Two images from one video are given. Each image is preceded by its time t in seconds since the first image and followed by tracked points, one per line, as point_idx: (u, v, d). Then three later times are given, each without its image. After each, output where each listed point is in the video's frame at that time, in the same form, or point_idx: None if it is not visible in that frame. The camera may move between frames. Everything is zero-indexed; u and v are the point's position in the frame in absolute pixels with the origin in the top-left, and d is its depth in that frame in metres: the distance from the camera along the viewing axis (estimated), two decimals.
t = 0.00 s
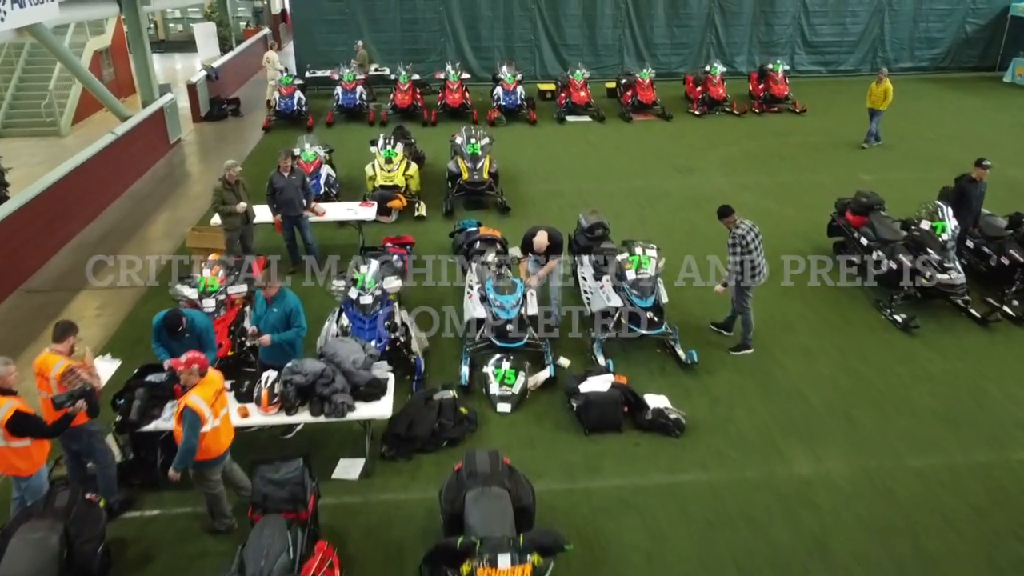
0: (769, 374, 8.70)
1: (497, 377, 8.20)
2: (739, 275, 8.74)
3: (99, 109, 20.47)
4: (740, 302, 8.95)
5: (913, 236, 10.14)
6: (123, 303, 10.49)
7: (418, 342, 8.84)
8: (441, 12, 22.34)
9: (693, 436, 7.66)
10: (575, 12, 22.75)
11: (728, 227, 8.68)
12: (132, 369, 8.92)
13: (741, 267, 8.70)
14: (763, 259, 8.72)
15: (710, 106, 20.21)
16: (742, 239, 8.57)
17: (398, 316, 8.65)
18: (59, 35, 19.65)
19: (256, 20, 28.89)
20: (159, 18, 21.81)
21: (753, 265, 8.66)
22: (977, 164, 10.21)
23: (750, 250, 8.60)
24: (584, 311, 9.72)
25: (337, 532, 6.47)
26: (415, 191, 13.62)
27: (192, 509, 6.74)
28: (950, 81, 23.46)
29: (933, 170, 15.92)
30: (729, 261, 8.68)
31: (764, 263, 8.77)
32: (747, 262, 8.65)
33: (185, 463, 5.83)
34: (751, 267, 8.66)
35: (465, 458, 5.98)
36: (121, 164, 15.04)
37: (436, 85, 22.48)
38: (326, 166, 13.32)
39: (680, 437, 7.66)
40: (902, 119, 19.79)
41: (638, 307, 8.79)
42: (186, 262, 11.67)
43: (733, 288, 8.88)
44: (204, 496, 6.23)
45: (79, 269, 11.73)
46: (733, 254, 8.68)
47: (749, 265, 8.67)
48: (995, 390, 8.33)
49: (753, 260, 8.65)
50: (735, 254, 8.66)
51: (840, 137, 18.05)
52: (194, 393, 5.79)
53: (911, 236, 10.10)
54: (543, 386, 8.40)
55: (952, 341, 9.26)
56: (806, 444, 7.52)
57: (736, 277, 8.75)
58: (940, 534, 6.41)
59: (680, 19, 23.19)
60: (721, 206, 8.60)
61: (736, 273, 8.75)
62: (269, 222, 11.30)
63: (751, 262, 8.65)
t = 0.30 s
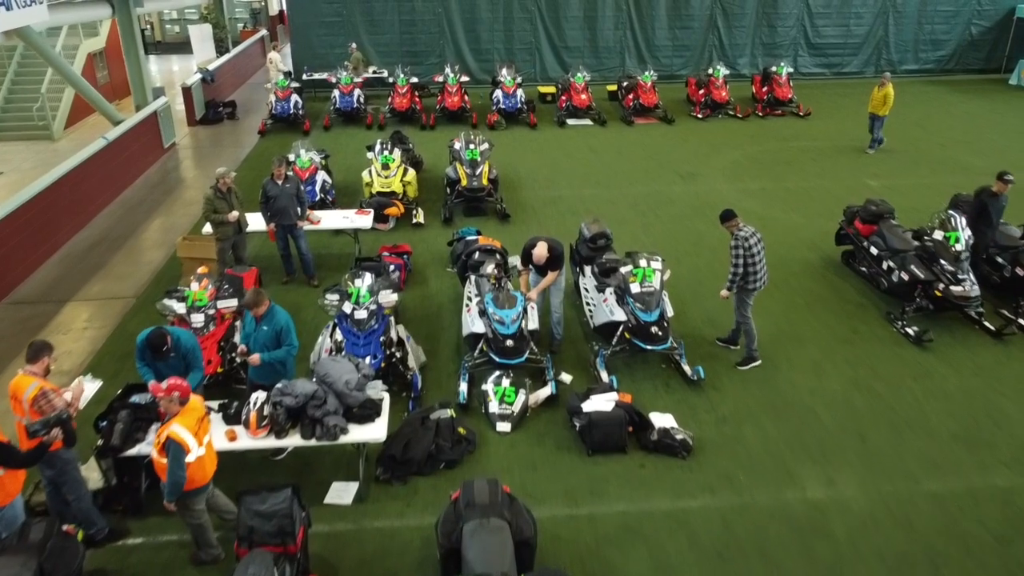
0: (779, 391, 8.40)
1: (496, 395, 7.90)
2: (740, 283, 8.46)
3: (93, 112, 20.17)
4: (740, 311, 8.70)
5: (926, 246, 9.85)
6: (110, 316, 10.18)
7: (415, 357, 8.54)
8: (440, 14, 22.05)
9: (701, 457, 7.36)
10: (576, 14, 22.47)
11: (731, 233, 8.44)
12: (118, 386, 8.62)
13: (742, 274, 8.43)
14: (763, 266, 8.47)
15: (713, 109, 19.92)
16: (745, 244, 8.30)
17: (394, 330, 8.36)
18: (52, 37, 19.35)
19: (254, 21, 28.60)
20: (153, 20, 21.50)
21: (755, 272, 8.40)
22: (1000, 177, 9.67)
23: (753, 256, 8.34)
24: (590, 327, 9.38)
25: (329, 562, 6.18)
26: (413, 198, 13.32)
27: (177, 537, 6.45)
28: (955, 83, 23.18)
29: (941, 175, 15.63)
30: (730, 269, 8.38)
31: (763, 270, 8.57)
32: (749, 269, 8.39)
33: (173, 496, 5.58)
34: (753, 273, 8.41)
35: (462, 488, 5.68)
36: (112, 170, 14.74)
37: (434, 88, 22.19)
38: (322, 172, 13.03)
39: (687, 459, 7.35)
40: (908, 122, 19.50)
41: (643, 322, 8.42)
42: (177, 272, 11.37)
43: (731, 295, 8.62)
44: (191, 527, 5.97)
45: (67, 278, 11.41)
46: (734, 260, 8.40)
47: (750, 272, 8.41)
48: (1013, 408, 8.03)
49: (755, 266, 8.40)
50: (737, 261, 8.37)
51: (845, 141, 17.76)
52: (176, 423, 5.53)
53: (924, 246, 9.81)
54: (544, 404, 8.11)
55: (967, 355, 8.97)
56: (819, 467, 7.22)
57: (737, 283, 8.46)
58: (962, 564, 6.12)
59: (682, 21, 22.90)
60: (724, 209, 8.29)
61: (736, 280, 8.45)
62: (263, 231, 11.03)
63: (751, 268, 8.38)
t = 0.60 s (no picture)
0: (788, 407, 8.11)
1: (495, 414, 7.62)
2: (741, 289, 8.18)
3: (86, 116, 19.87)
4: (738, 318, 8.44)
5: (940, 257, 9.55)
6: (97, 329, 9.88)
7: (411, 371, 8.28)
8: (439, 15, 21.75)
9: (708, 480, 7.07)
10: (577, 15, 22.18)
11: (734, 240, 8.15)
12: (104, 402, 8.33)
13: (746, 281, 8.14)
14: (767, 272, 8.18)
15: (715, 112, 19.62)
16: (749, 251, 8.01)
17: (391, 345, 8.07)
18: (44, 40, 19.07)
19: (251, 22, 28.33)
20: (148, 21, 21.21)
21: (759, 279, 8.10)
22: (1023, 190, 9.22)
23: (758, 263, 8.05)
24: (592, 340, 9.12)
25: None
26: (411, 204, 13.03)
27: (161, 567, 6.18)
28: (961, 86, 22.89)
29: (949, 180, 15.34)
30: (735, 276, 8.09)
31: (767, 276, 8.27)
32: (753, 276, 8.09)
33: (156, 527, 5.32)
34: (756, 280, 8.11)
35: (460, 519, 5.37)
36: (103, 175, 14.44)
37: (433, 90, 21.91)
38: (317, 178, 12.73)
39: (694, 481, 7.06)
40: (914, 125, 19.21)
41: (647, 337, 8.11)
42: (168, 282, 11.08)
43: (732, 300, 8.36)
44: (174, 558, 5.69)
45: (55, 288, 11.11)
46: (738, 268, 8.12)
47: (754, 279, 8.10)
48: None
49: (759, 273, 8.10)
50: (741, 268, 8.07)
51: (850, 145, 17.47)
52: (157, 452, 5.29)
53: (937, 256, 9.49)
54: (545, 422, 7.84)
55: (982, 370, 8.68)
56: (831, 490, 6.93)
57: (739, 290, 8.19)
58: None
59: (684, 22, 22.59)
60: (726, 215, 7.99)
61: (737, 286, 8.19)
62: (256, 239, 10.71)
63: (756, 274, 8.08)
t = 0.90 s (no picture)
0: (798, 426, 7.82)
1: (494, 433, 7.33)
2: (745, 300, 7.87)
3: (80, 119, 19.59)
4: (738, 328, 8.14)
5: (954, 268, 9.26)
6: (85, 343, 9.59)
7: (407, 388, 8.00)
8: (437, 17, 21.46)
9: (716, 504, 6.79)
10: (577, 17, 21.89)
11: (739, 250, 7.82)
12: (90, 420, 8.05)
13: (751, 293, 7.82)
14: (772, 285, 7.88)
15: (718, 115, 19.34)
16: (754, 262, 7.70)
17: (386, 360, 7.77)
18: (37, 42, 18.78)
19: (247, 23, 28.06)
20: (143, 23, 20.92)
21: (764, 291, 7.79)
22: None
23: (764, 274, 7.73)
24: (594, 353, 8.84)
25: None
26: (408, 211, 12.74)
27: None
28: (966, 88, 22.60)
29: (957, 186, 15.06)
30: (739, 288, 7.78)
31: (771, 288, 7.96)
32: (759, 289, 7.77)
33: (134, 563, 5.06)
34: (761, 292, 7.79)
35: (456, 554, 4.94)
36: (94, 181, 14.14)
37: (431, 93, 21.62)
38: (312, 184, 12.45)
39: (701, 505, 6.77)
40: (920, 129, 18.92)
41: (651, 353, 7.82)
42: (159, 292, 10.80)
43: (735, 311, 8.05)
44: None
45: (42, 298, 10.83)
46: (742, 279, 7.81)
47: (759, 291, 7.78)
48: None
49: (765, 285, 7.79)
50: (746, 281, 7.76)
51: (855, 149, 17.19)
52: (134, 483, 5.00)
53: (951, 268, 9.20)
54: (545, 441, 7.55)
55: (998, 386, 8.39)
56: (845, 515, 6.65)
57: (742, 301, 7.88)
58: None
59: (686, 24, 22.31)
60: (729, 225, 7.68)
61: (740, 297, 7.88)
62: (248, 248, 10.46)
63: (761, 285, 7.76)
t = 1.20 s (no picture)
0: (809, 446, 7.53)
1: (494, 454, 7.05)
2: (745, 317, 7.57)
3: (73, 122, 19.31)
4: (738, 342, 7.85)
5: (968, 280, 9.00)
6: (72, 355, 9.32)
7: (404, 406, 7.70)
8: (436, 18, 21.16)
9: (725, 531, 6.50)
10: (578, 18, 21.59)
11: (739, 263, 7.53)
12: (75, 438, 7.77)
13: (751, 309, 7.54)
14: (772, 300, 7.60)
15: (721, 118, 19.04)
16: (755, 278, 7.41)
17: (381, 378, 7.45)
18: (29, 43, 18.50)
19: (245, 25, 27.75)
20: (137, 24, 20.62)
21: (765, 308, 7.52)
22: None
23: (765, 289, 7.46)
24: (597, 368, 8.55)
25: None
26: (405, 218, 12.45)
27: None
28: (973, 90, 22.30)
29: (966, 191, 14.77)
30: (741, 305, 7.49)
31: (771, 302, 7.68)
32: (760, 305, 7.50)
33: None
34: (762, 308, 7.52)
35: None
36: (86, 186, 13.86)
37: (430, 96, 21.33)
38: (308, 190, 12.15)
39: (710, 532, 6.47)
40: (926, 133, 18.64)
41: (657, 370, 7.51)
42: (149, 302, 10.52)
43: (735, 327, 7.76)
44: None
45: (30, 309, 10.54)
46: (743, 295, 7.51)
47: (760, 307, 7.51)
48: None
49: (766, 301, 7.52)
50: (748, 297, 7.47)
51: (861, 153, 16.90)
52: (110, 515, 4.74)
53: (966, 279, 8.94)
54: (547, 462, 7.26)
55: (1016, 403, 8.09)
56: (859, 543, 6.36)
57: (743, 318, 7.58)
58: None
59: (688, 25, 22.01)
60: (730, 238, 7.37)
61: (741, 313, 7.57)
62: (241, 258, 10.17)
63: (762, 301, 7.48)
